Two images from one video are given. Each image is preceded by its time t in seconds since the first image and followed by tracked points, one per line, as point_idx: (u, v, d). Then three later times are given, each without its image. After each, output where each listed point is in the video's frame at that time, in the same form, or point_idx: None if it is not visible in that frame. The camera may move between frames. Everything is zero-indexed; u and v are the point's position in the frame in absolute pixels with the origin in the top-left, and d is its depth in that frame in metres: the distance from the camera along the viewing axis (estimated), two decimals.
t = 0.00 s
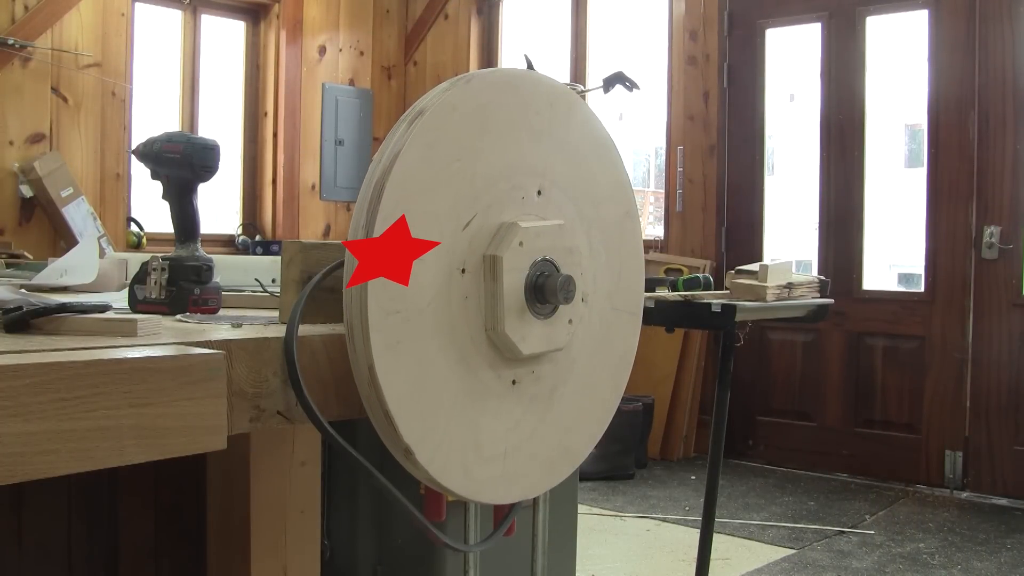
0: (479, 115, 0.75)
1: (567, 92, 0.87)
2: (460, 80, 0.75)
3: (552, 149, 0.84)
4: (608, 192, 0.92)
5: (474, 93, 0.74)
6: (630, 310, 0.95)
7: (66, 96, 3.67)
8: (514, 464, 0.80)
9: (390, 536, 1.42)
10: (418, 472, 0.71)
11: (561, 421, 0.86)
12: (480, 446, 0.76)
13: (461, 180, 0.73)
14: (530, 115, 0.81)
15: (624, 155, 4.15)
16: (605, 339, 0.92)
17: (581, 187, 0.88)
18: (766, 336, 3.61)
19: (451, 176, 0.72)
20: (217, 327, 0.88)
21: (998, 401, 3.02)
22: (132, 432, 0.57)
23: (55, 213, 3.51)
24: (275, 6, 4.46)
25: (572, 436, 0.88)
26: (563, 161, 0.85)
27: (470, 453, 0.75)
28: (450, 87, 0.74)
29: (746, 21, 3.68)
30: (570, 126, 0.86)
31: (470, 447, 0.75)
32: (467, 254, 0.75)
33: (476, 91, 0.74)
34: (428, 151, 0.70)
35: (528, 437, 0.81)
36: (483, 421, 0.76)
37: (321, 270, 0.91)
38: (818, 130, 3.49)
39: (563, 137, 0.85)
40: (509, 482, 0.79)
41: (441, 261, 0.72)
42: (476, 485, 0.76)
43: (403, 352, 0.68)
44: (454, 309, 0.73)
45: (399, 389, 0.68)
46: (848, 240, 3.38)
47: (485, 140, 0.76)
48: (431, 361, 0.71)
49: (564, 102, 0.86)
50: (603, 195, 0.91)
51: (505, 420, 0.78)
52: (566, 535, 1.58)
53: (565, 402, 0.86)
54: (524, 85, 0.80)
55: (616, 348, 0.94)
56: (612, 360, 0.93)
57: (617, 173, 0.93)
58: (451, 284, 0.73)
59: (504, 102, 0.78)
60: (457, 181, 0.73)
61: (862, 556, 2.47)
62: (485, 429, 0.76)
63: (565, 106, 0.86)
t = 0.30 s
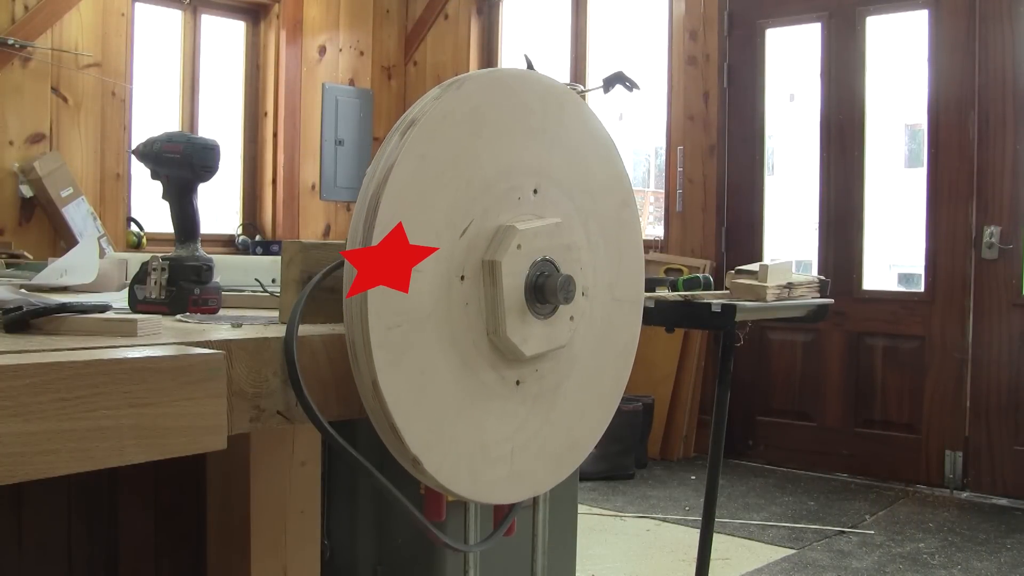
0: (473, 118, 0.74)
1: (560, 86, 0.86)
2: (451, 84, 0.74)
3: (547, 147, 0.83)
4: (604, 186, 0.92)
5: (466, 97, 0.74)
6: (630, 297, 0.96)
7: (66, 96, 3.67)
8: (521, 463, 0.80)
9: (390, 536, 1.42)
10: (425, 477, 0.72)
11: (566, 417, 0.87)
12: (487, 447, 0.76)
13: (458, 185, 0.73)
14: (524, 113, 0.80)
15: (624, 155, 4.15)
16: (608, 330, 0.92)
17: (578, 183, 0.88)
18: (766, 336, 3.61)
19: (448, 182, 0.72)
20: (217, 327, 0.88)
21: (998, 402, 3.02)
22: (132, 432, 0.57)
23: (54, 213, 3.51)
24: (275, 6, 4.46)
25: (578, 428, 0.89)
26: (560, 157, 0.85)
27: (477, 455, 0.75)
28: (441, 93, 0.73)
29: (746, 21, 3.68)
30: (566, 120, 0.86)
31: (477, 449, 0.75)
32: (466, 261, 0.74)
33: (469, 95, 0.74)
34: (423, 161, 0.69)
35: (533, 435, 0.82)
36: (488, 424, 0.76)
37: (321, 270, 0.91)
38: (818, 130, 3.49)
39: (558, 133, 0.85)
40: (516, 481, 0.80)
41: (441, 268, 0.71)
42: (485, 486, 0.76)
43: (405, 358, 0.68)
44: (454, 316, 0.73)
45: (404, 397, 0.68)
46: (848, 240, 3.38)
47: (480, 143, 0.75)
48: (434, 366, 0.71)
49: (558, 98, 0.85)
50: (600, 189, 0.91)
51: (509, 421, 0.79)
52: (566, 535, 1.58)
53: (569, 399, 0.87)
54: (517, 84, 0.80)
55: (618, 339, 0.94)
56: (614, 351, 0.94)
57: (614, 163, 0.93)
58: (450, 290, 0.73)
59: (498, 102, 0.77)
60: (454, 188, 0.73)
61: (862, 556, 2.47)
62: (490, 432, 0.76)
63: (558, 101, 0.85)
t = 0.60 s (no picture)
0: (463, 126, 0.73)
1: (551, 80, 0.84)
2: (438, 94, 0.73)
3: (541, 144, 0.82)
4: (599, 179, 0.91)
5: (455, 106, 0.73)
6: (630, 283, 0.96)
7: (66, 96, 3.67)
8: (530, 461, 0.82)
9: (390, 536, 1.42)
10: (436, 485, 0.73)
11: (572, 411, 0.88)
12: (496, 450, 0.77)
13: (452, 194, 0.73)
14: (516, 113, 0.79)
15: (624, 155, 4.15)
16: (611, 319, 0.92)
17: (573, 179, 0.87)
18: (766, 336, 3.61)
19: (442, 191, 0.72)
20: (217, 327, 0.88)
21: (998, 402, 3.02)
22: (132, 432, 0.57)
23: (54, 213, 3.51)
24: (275, 6, 4.46)
25: (585, 419, 0.90)
26: (554, 154, 0.84)
27: (487, 458, 0.76)
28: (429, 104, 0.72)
29: (746, 21, 3.68)
30: (558, 116, 0.85)
31: (487, 452, 0.76)
32: (465, 270, 0.74)
33: (457, 103, 0.73)
34: (415, 176, 0.69)
35: (541, 432, 0.83)
36: (495, 428, 0.77)
37: (321, 270, 0.91)
38: (818, 130, 3.50)
39: (551, 129, 0.84)
40: (526, 479, 0.82)
41: (441, 276, 0.72)
42: (496, 487, 0.78)
43: (407, 368, 0.68)
44: (456, 324, 0.73)
45: (410, 408, 0.69)
46: (848, 240, 3.38)
47: (472, 149, 0.75)
48: (438, 375, 0.71)
49: (549, 94, 0.84)
50: (595, 182, 0.90)
51: (515, 423, 0.79)
52: (566, 534, 1.58)
53: (574, 394, 0.88)
54: (506, 84, 0.78)
55: (621, 327, 0.95)
56: (618, 337, 0.94)
57: (609, 152, 0.92)
58: (451, 300, 0.73)
59: (487, 106, 0.76)
60: (448, 198, 0.72)
61: (862, 556, 2.47)
62: (498, 434, 0.77)
63: (550, 96, 0.84)
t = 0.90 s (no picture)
0: (451, 138, 0.72)
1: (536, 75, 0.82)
2: (423, 109, 0.71)
3: (532, 143, 0.81)
4: (592, 171, 0.90)
5: (442, 120, 0.71)
6: (631, 265, 0.96)
7: (66, 96, 3.67)
8: (543, 456, 0.84)
9: (390, 536, 1.42)
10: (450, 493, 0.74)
11: (581, 401, 0.89)
12: (508, 450, 0.79)
13: (447, 207, 0.72)
14: (505, 113, 0.78)
15: (623, 155, 4.15)
16: (612, 306, 0.93)
17: (567, 173, 0.86)
18: (766, 336, 3.61)
19: (435, 205, 0.71)
20: (217, 327, 0.88)
21: (998, 402, 3.02)
22: (132, 432, 0.57)
23: (54, 213, 3.51)
24: (275, 6, 4.46)
25: (594, 405, 0.91)
26: (546, 150, 0.83)
27: (500, 460, 0.78)
28: (414, 122, 0.70)
29: (746, 21, 3.68)
30: (547, 110, 0.83)
31: (500, 455, 0.78)
32: (465, 281, 0.74)
33: (444, 116, 0.71)
34: (405, 198, 0.68)
35: (550, 427, 0.84)
36: (504, 433, 0.78)
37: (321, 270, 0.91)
38: (818, 130, 3.50)
39: (541, 125, 0.82)
40: (540, 474, 0.84)
41: (440, 288, 0.72)
42: (511, 485, 0.80)
43: (411, 383, 0.69)
44: (458, 334, 0.73)
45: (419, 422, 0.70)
46: (848, 240, 3.38)
47: (463, 159, 0.74)
48: (443, 387, 0.72)
49: (536, 91, 0.82)
50: (589, 174, 0.89)
51: (523, 423, 0.81)
52: (566, 534, 1.58)
53: (581, 387, 0.89)
54: (493, 85, 0.77)
55: (623, 310, 0.95)
56: (620, 318, 0.95)
57: (600, 140, 0.91)
58: (451, 312, 0.73)
59: (474, 113, 0.75)
60: (443, 211, 0.72)
61: (862, 556, 2.47)
62: (508, 437, 0.79)
63: (536, 92, 0.82)
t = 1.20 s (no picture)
0: (440, 152, 0.71)
1: (519, 72, 0.80)
2: (407, 128, 0.70)
3: (521, 141, 0.80)
4: (583, 162, 0.88)
5: (428, 137, 0.70)
6: (630, 246, 0.96)
7: (66, 96, 3.67)
8: (554, 449, 0.85)
9: (390, 536, 1.42)
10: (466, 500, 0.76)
11: (589, 390, 0.90)
12: (518, 450, 0.80)
13: (442, 223, 0.72)
14: (492, 116, 0.77)
15: (623, 155, 4.15)
16: (613, 289, 0.93)
17: (558, 167, 0.85)
18: (766, 336, 3.61)
19: (429, 223, 0.71)
20: (217, 327, 0.88)
21: (998, 401, 3.02)
22: (132, 432, 0.57)
23: (55, 213, 3.51)
24: (275, 5, 4.46)
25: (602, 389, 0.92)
26: (536, 147, 0.82)
27: (512, 460, 0.80)
28: (400, 143, 0.69)
29: (746, 21, 3.68)
30: (533, 105, 0.82)
31: (511, 456, 0.80)
32: (464, 294, 0.74)
33: (429, 132, 0.70)
34: (396, 223, 0.68)
35: (559, 422, 0.86)
36: (512, 437, 0.79)
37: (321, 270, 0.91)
38: (818, 130, 3.50)
39: (529, 121, 0.81)
40: (552, 467, 0.86)
41: (440, 302, 0.72)
42: (525, 483, 0.82)
43: (416, 395, 0.69)
44: (461, 344, 0.74)
45: (429, 434, 0.71)
46: (848, 240, 3.38)
47: (454, 171, 0.73)
48: (450, 399, 0.72)
49: (520, 88, 0.80)
50: (582, 164, 0.88)
51: (531, 422, 0.82)
52: (566, 534, 1.58)
53: (587, 378, 0.90)
54: (476, 91, 0.75)
55: (625, 290, 0.95)
56: (622, 300, 0.95)
57: (589, 125, 0.89)
58: (453, 325, 0.73)
59: (460, 122, 0.73)
60: (438, 228, 0.71)
61: (862, 556, 2.47)
62: (517, 438, 0.80)
63: (520, 89, 0.80)
